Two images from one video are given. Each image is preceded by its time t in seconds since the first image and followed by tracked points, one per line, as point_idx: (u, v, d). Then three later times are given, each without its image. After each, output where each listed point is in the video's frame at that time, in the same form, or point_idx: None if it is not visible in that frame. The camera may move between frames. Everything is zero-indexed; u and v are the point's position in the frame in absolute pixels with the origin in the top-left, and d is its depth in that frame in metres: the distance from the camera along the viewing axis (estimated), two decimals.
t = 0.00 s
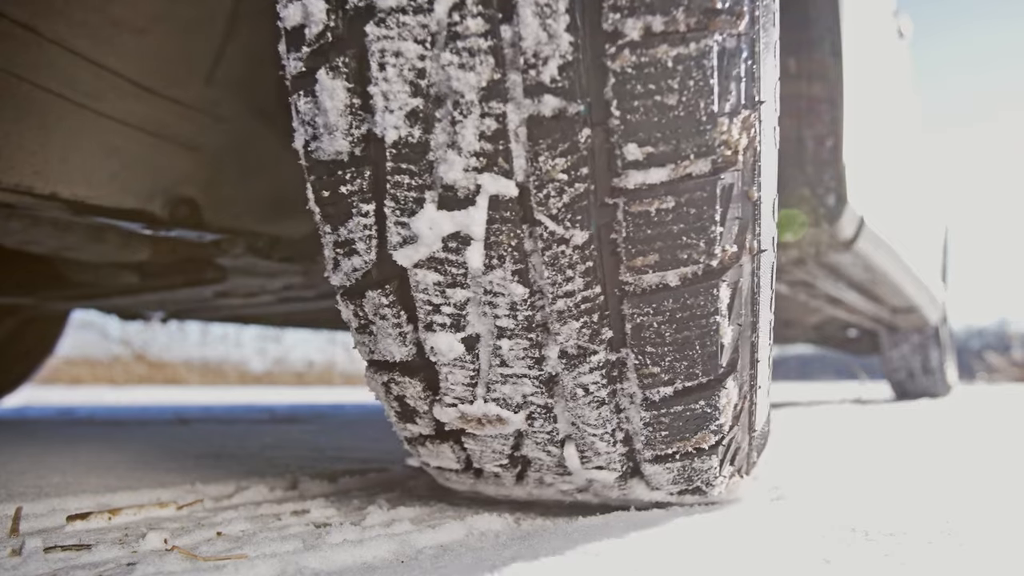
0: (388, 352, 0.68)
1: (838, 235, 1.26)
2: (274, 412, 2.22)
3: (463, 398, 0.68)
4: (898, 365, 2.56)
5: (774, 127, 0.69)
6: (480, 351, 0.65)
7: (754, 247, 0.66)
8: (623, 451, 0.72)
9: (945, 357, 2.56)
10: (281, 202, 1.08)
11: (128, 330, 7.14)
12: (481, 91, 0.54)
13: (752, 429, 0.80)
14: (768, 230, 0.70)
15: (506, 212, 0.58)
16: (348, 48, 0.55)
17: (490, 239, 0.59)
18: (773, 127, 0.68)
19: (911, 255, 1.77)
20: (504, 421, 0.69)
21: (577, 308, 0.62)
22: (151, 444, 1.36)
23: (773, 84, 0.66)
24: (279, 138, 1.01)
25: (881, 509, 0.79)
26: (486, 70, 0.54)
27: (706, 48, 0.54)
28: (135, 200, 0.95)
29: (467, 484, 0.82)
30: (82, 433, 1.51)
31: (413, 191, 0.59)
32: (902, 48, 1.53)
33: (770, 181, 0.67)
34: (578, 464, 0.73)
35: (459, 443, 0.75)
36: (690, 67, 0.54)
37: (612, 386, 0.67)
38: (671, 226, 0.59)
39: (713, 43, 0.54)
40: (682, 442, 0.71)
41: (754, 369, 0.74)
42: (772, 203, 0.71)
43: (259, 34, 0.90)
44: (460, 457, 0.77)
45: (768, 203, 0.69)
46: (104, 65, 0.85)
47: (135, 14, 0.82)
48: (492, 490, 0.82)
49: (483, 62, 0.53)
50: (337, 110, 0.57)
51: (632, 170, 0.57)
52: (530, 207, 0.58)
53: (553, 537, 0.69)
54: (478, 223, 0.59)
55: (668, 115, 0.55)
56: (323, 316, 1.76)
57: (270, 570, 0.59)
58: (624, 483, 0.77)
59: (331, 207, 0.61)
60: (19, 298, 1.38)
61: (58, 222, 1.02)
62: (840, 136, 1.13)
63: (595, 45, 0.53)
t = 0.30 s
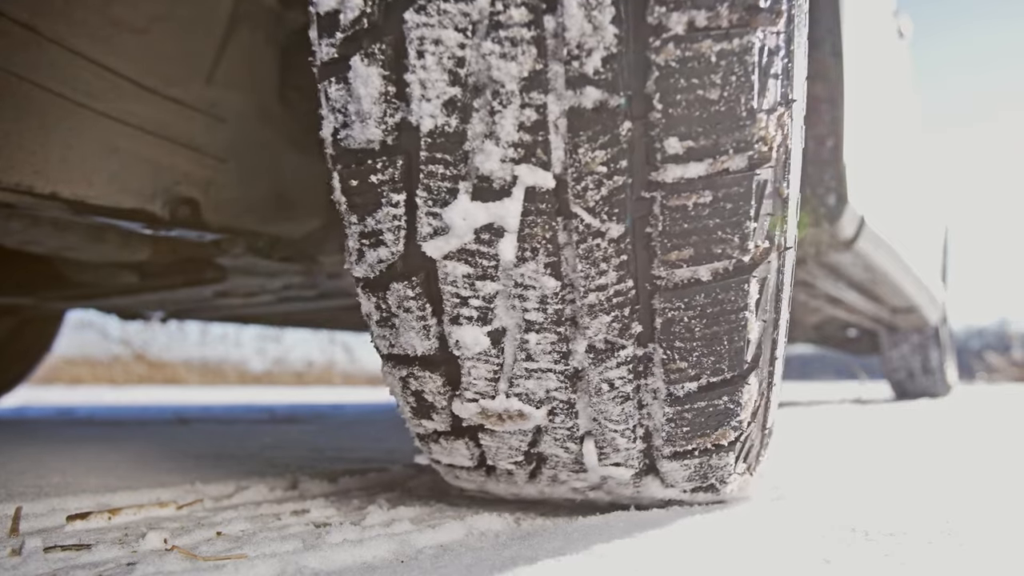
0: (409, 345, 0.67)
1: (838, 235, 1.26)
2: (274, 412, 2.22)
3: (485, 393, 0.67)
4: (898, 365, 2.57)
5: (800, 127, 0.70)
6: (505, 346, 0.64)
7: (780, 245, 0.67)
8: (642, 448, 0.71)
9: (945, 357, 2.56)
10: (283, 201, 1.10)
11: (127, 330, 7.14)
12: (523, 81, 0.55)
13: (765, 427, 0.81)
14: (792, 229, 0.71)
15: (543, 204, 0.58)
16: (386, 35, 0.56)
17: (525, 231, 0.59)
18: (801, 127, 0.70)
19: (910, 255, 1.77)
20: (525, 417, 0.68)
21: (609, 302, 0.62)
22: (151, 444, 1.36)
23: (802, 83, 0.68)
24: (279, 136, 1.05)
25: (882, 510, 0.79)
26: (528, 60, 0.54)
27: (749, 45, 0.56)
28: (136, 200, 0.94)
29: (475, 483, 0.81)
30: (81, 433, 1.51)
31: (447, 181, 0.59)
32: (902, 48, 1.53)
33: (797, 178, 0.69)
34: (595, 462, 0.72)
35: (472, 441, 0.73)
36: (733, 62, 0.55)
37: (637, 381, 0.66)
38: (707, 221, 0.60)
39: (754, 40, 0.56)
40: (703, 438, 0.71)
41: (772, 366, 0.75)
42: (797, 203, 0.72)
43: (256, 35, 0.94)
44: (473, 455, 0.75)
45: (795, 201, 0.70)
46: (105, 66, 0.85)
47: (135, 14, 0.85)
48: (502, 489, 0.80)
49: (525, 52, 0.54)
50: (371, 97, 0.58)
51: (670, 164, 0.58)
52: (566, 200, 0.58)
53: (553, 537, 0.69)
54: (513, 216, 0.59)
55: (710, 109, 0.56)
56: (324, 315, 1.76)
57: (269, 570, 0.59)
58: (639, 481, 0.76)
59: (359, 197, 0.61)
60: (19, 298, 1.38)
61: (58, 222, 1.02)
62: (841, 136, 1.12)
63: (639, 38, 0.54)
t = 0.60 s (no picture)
0: (428, 341, 0.67)
1: (839, 234, 1.26)
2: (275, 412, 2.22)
3: (503, 390, 0.67)
4: (898, 365, 2.57)
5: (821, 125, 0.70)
6: (526, 342, 0.64)
7: (802, 243, 0.67)
8: (657, 445, 0.72)
9: (946, 357, 2.56)
10: (283, 202, 1.11)
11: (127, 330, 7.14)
12: (556, 75, 0.55)
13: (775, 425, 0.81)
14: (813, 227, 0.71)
15: (571, 199, 0.58)
16: (416, 26, 0.56)
17: (553, 226, 0.59)
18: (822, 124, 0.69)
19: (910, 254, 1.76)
20: (543, 414, 0.68)
21: (634, 298, 0.62)
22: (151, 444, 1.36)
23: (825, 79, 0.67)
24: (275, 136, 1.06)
25: (881, 510, 0.78)
26: (562, 54, 0.54)
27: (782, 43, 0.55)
28: (137, 200, 0.94)
29: (483, 482, 0.80)
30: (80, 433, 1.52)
31: (475, 174, 0.58)
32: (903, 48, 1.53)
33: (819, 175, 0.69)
34: (609, 459, 0.73)
35: (485, 438, 0.73)
36: (767, 61, 0.55)
37: (657, 379, 0.67)
38: (735, 218, 0.60)
39: (787, 39, 0.55)
40: (719, 436, 0.72)
41: (786, 364, 0.75)
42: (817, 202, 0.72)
43: (256, 35, 0.98)
44: (484, 453, 0.74)
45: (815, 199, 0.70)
46: (105, 66, 0.86)
47: (136, 14, 0.86)
48: (509, 489, 0.80)
49: (559, 46, 0.54)
50: (400, 89, 0.58)
51: (701, 161, 0.58)
52: (596, 195, 0.58)
53: (554, 539, 0.68)
54: (541, 211, 0.59)
55: (742, 107, 0.56)
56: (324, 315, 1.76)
57: (270, 570, 0.59)
58: (650, 480, 0.76)
59: (383, 189, 0.61)
60: (18, 297, 1.37)
61: (58, 222, 1.02)
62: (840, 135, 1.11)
63: (672, 34, 0.54)
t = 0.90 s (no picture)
0: (448, 336, 0.67)
1: (840, 235, 1.26)
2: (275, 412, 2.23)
3: (521, 386, 0.67)
4: (898, 366, 2.57)
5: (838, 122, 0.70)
6: (548, 338, 0.64)
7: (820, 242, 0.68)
8: (672, 443, 0.72)
9: (946, 357, 2.56)
10: (285, 203, 1.09)
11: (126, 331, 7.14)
12: (589, 70, 0.54)
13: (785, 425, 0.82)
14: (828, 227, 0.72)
15: (600, 194, 0.58)
16: (448, 18, 0.55)
17: (581, 221, 0.59)
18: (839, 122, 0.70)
19: (909, 254, 1.76)
20: (562, 411, 0.68)
21: (659, 295, 0.62)
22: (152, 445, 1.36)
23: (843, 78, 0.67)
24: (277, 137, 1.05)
25: (882, 511, 0.78)
26: (597, 49, 0.54)
27: (814, 43, 0.55)
28: (136, 200, 0.93)
29: (491, 481, 0.80)
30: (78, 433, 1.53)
31: (504, 168, 0.58)
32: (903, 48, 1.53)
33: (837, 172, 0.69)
34: (623, 456, 0.73)
35: (499, 435, 0.73)
36: (798, 60, 0.55)
37: (677, 375, 0.67)
38: (762, 215, 0.61)
39: (817, 38, 0.55)
40: (734, 434, 0.72)
41: (799, 363, 0.76)
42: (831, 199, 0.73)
43: (256, 35, 0.97)
44: (497, 451, 0.74)
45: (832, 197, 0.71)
46: (105, 66, 0.86)
47: (136, 15, 0.87)
48: (517, 490, 0.80)
49: (594, 41, 0.53)
50: (430, 81, 0.57)
51: (731, 158, 0.58)
52: (626, 190, 0.58)
53: (554, 540, 0.68)
54: (570, 207, 0.59)
55: (774, 105, 0.56)
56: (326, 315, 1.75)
57: (270, 571, 0.59)
58: (661, 479, 0.76)
59: (409, 181, 0.61)
60: (18, 297, 1.37)
61: (58, 222, 1.02)
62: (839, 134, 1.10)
63: (705, 32, 0.54)
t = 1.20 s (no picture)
0: (461, 334, 0.66)
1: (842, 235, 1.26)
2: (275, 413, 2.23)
3: (534, 384, 0.67)
4: (899, 366, 2.57)
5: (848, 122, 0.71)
6: (563, 335, 0.64)
7: (836, 239, 0.68)
8: (683, 441, 0.72)
9: (946, 357, 2.56)
10: (284, 204, 1.08)
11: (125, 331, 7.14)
12: (612, 66, 0.55)
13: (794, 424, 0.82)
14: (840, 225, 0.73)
15: (621, 191, 0.59)
16: (470, 12, 0.56)
17: (600, 218, 0.59)
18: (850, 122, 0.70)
19: (909, 254, 1.76)
20: (574, 409, 0.68)
21: (676, 292, 0.62)
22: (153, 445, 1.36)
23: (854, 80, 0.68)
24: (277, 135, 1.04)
25: (880, 512, 0.78)
26: (621, 46, 0.54)
27: (836, 43, 0.55)
28: (136, 200, 0.93)
29: (497, 480, 0.80)
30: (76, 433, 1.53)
31: (524, 164, 0.58)
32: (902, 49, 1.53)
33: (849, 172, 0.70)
34: (633, 455, 0.73)
35: (508, 434, 0.72)
36: (820, 60, 0.55)
37: (691, 374, 0.67)
38: (781, 214, 0.61)
39: (839, 39, 0.55)
40: (745, 433, 0.72)
41: (811, 362, 0.76)
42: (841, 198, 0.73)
43: (255, 35, 0.97)
44: (505, 450, 0.74)
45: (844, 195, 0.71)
46: (105, 66, 0.87)
47: (135, 15, 0.88)
48: (522, 489, 0.80)
49: (617, 37, 0.54)
50: (452, 75, 0.57)
51: (752, 156, 0.58)
52: (646, 188, 0.58)
53: (554, 540, 0.68)
54: (590, 203, 0.59)
55: (795, 105, 0.56)
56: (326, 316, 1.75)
57: (270, 571, 0.59)
58: (669, 479, 0.76)
59: (427, 177, 0.61)
60: (17, 298, 1.38)
61: (58, 222, 1.02)
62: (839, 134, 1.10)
63: (728, 30, 0.54)
